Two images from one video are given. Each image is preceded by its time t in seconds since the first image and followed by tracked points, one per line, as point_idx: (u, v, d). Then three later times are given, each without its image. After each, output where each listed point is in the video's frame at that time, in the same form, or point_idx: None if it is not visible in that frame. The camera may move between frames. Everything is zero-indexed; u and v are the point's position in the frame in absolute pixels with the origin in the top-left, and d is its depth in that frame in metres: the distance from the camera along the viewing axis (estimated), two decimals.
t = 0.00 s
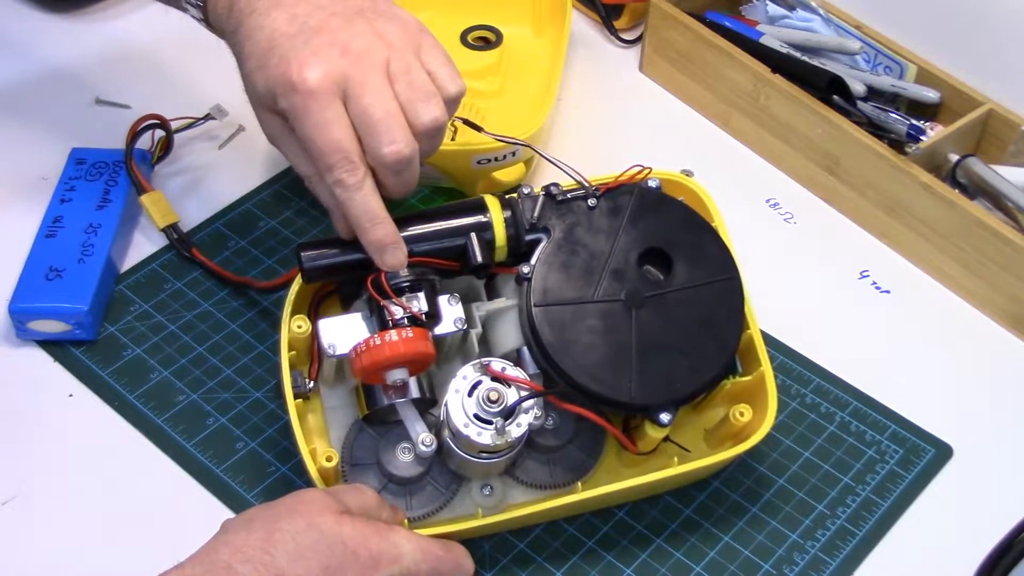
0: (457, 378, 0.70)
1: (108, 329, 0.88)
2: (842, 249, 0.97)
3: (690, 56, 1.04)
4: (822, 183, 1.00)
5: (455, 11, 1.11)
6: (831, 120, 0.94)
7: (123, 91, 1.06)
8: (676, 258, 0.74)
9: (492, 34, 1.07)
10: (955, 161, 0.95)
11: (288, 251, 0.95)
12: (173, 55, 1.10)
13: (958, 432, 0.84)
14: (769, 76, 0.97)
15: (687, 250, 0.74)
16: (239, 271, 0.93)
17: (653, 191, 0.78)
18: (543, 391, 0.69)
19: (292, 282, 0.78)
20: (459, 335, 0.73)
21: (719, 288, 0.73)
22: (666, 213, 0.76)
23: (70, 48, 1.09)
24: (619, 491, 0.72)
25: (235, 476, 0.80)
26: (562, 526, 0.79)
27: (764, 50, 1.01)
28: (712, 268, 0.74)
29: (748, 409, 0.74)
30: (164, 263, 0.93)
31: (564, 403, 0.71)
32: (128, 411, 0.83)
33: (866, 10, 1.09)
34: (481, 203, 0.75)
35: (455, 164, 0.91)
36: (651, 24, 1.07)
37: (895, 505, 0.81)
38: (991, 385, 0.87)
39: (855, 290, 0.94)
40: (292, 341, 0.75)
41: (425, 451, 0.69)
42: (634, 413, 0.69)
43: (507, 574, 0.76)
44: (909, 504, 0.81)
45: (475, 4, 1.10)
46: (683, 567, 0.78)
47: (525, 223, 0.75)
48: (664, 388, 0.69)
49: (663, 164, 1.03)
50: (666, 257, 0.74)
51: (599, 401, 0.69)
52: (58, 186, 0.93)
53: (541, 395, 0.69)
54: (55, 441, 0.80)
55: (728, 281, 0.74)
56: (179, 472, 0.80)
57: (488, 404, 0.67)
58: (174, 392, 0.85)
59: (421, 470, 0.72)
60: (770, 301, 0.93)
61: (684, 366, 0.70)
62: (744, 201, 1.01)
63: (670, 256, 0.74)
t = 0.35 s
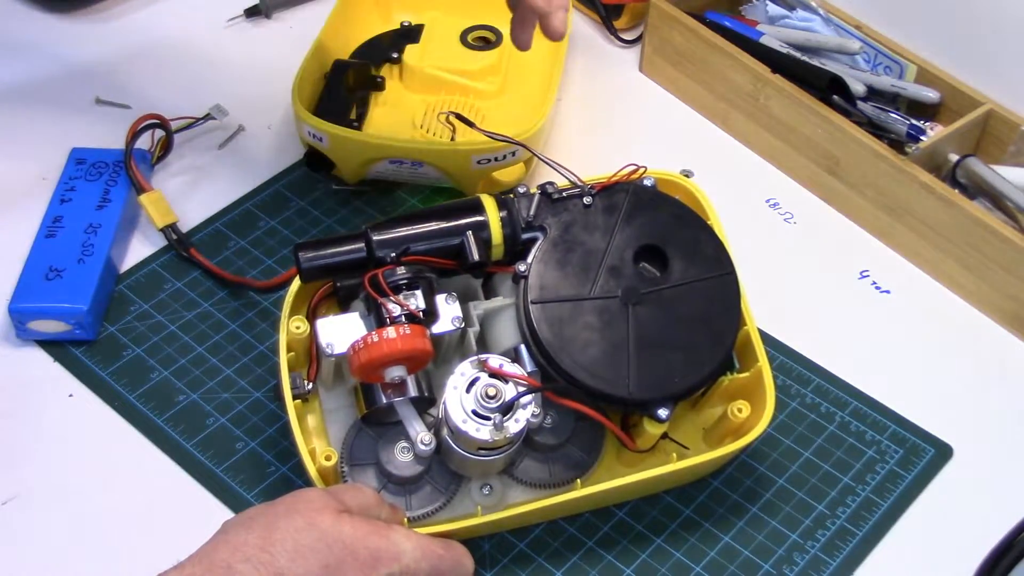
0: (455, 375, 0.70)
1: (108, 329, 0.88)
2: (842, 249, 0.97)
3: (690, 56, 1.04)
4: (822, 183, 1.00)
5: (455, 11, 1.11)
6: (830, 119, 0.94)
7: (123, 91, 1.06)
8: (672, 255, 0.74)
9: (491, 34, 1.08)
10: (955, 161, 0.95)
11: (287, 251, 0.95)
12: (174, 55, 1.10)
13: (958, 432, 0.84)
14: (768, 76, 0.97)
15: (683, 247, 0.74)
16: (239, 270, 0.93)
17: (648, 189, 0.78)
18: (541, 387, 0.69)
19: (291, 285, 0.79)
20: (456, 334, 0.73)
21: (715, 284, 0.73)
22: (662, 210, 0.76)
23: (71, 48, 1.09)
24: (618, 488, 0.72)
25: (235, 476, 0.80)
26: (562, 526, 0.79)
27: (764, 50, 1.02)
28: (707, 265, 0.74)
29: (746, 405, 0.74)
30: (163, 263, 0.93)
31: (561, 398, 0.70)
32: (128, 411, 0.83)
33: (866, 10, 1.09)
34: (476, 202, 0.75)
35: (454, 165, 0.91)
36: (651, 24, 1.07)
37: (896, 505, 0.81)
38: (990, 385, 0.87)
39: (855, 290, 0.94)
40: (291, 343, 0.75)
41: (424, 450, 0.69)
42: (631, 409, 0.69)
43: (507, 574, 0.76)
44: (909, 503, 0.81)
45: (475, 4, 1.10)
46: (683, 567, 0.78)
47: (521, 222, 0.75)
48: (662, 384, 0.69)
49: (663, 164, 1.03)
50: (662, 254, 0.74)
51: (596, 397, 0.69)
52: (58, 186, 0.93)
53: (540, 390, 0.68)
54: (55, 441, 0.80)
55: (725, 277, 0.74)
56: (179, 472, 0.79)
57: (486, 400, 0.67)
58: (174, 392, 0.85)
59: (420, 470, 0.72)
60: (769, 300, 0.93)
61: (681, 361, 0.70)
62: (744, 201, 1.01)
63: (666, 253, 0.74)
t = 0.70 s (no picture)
0: (454, 375, 0.70)
1: (108, 329, 0.88)
2: (843, 250, 0.97)
3: (690, 56, 1.04)
4: (822, 182, 1.00)
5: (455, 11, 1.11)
6: (831, 120, 0.94)
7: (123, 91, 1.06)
8: (672, 255, 0.74)
9: (491, 33, 1.08)
10: (955, 161, 0.95)
11: (288, 251, 0.95)
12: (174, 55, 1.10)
13: (958, 433, 0.84)
14: (769, 77, 0.97)
15: (683, 247, 0.74)
16: (239, 270, 0.93)
17: (648, 190, 0.78)
18: (540, 387, 0.69)
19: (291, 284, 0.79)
20: (456, 334, 0.73)
21: (715, 284, 0.74)
22: (663, 210, 0.76)
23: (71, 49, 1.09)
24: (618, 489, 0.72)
25: (235, 476, 0.80)
26: (562, 526, 0.79)
27: (765, 50, 1.01)
28: (708, 265, 0.74)
29: (746, 405, 0.74)
30: (163, 262, 0.93)
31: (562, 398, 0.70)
32: (128, 411, 0.83)
33: (866, 10, 1.09)
34: (477, 202, 0.76)
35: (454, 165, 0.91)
36: (651, 24, 1.07)
37: (896, 505, 0.81)
38: (990, 385, 0.87)
39: (855, 290, 0.94)
40: (291, 342, 0.75)
41: (424, 451, 0.69)
42: (631, 408, 0.69)
43: (507, 573, 0.76)
44: (909, 503, 0.81)
45: (475, 4, 1.10)
46: (683, 567, 0.77)
47: (521, 223, 0.75)
48: (662, 384, 0.69)
49: (663, 164, 1.03)
50: (662, 254, 0.74)
51: (597, 397, 0.69)
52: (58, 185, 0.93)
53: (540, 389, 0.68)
54: (55, 441, 0.80)
55: (725, 277, 0.74)
56: (178, 472, 0.79)
57: (486, 399, 0.67)
58: (174, 392, 0.85)
59: (420, 469, 0.72)
60: (769, 300, 0.93)
61: (680, 360, 0.70)
62: (744, 202, 1.01)
63: (666, 253, 0.74)
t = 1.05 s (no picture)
0: (453, 373, 0.70)
1: (108, 329, 0.88)
2: (843, 250, 0.97)
3: (690, 56, 1.04)
4: (821, 182, 1.00)
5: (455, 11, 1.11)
6: (831, 120, 0.94)
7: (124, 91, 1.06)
8: (671, 254, 0.74)
9: (491, 34, 1.08)
10: (955, 161, 0.95)
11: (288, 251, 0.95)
12: (174, 56, 1.10)
13: (958, 433, 0.84)
14: (769, 76, 0.97)
15: (682, 246, 0.74)
16: (239, 271, 0.93)
17: (647, 190, 0.78)
18: (540, 386, 0.69)
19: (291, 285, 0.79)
20: (456, 333, 0.73)
21: (714, 283, 0.74)
22: (663, 210, 0.76)
23: (71, 49, 1.09)
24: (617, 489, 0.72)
25: (235, 476, 0.80)
26: (561, 526, 0.79)
27: (764, 50, 1.02)
28: (707, 264, 0.74)
29: (745, 405, 0.74)
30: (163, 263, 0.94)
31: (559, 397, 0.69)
32: (128, 411, 0.83)
33: (866, 10, 1.09)
34: (475, 203, 0.75)
35: (453, 166, 0.91)
36: (651, 25, 1.07)
37: (896, 505, 0.81)
38: (991, 385, 0.87)
39: (855, 290, 0.94)
40: (290, 343, 0.76)
41: (424, 450, 0.69)
42: (631, 407, 0.69)
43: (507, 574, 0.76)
44: (909, 503, 0.81)
45: (475, 4, 1.11)
46: (683, 566, 0.77)
47: (521, 222, 0.74)
48: (662, 383, 0.69)
49: (663, 164, 1.03)
50: (662, 253, 0.74)
51: (597, 396, 0.69)
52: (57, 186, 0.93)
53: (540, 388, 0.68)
54: (54, 441, 0.80)
55: (724, 276, 0.74)
56: (178, 472, 0.79)
57: (485, 398, 0.67)
58: (174, 392, 0.85)
59: (420, 469, 0.71)
60: (769, 301, 0.93)
61: (680, 359, 0.70)
62: (744, 202, 1.01)
63: (665, 252, 0.74)
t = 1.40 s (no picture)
0: (461, 379, 0.70)
1: (108, 329, 0.88)
2: (843, 250, 0.97)
3: (690, 56, 1.04)
4: (823, 184, 1.00)
5: (456, 12, 1.11)
6: (831, 120, 0.94)
7: (123, 91, 1.06)
8: (686, 266, 0.74)
9: (491, 34, 1.08)
10: (955, 161, 0.95)
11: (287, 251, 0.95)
12: (174, 56, 1.10)
13: (958, 432, 0.84)
14: (769, 76, 0.97)
15: (697, 259, 0.74)
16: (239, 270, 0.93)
17: (667, 200, 0.77)
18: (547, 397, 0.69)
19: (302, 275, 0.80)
20: (465, 334, 0.74)
21: (727, 298, 0.73)
22: (681, 221, 0.76)
23: (70, 50, 1.09)
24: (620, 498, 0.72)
25: (235, 475, 0.80)
26: (562, 526, 0.79)
27: (764, 49, 1.02)
28: (722, 278, 0.74)
29: (754, 421, 0.74)
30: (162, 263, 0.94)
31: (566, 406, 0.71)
32: (128, 411, 0.83)
33: (865, 10, 1.09)
34: (490, 204, 0.75)
35: (455, 166, 0.91)
36: (651, 25, 1.07)
37: (896, 505, 0.81)
38: (990, 385, 0.87)
39: (855, 290, 0.94)
40: (297, 334, 0.76)
41: (428, 451, 0.70)
42: (636, 421, 0.69)
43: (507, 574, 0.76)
44: (909, 504, 0.81)
45: (476, 4, 1.11)
46: (683, 566, 0.77)
47: (536, 227, 0.74)
48: (670, 398, 0.68)
49: (663, 164, 1.03)
50: (677, 265, 0.74)
51: (604, 408, 0.68)
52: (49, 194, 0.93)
53: (544, 400, 0.69)
54: (54, 441, 0.80)
55: (739, 291, 0.73)
56: (178, 472, 0.79)
57: (490, 407, 0.68)
58: (174, 392, 0.85)
59: (422, 469, 0.72)
60: (770, 301, 0.93)
61: (689, 375, 0.69)
62: (744, 203, 1.01)
63: (680, 263, 0.74)
